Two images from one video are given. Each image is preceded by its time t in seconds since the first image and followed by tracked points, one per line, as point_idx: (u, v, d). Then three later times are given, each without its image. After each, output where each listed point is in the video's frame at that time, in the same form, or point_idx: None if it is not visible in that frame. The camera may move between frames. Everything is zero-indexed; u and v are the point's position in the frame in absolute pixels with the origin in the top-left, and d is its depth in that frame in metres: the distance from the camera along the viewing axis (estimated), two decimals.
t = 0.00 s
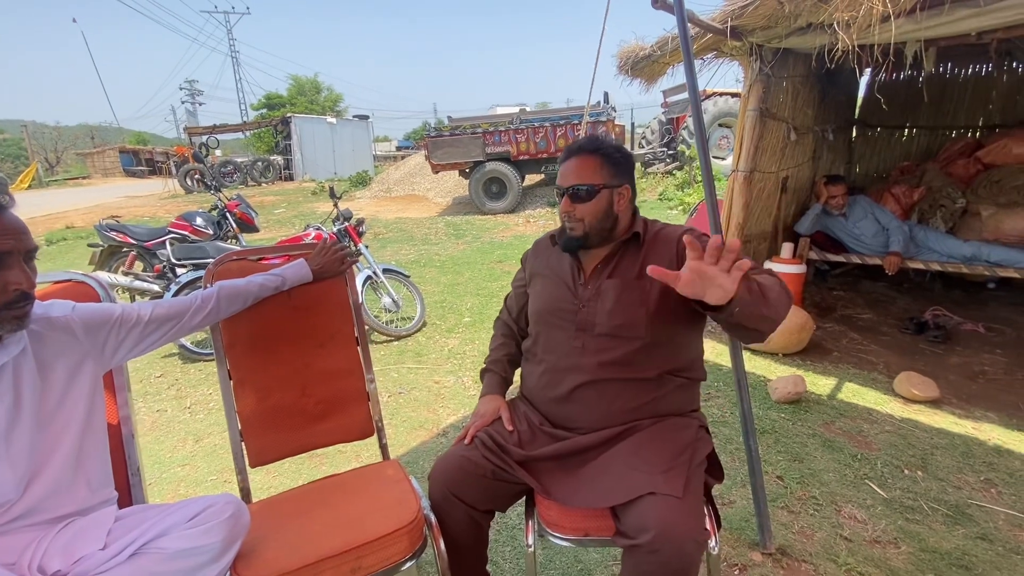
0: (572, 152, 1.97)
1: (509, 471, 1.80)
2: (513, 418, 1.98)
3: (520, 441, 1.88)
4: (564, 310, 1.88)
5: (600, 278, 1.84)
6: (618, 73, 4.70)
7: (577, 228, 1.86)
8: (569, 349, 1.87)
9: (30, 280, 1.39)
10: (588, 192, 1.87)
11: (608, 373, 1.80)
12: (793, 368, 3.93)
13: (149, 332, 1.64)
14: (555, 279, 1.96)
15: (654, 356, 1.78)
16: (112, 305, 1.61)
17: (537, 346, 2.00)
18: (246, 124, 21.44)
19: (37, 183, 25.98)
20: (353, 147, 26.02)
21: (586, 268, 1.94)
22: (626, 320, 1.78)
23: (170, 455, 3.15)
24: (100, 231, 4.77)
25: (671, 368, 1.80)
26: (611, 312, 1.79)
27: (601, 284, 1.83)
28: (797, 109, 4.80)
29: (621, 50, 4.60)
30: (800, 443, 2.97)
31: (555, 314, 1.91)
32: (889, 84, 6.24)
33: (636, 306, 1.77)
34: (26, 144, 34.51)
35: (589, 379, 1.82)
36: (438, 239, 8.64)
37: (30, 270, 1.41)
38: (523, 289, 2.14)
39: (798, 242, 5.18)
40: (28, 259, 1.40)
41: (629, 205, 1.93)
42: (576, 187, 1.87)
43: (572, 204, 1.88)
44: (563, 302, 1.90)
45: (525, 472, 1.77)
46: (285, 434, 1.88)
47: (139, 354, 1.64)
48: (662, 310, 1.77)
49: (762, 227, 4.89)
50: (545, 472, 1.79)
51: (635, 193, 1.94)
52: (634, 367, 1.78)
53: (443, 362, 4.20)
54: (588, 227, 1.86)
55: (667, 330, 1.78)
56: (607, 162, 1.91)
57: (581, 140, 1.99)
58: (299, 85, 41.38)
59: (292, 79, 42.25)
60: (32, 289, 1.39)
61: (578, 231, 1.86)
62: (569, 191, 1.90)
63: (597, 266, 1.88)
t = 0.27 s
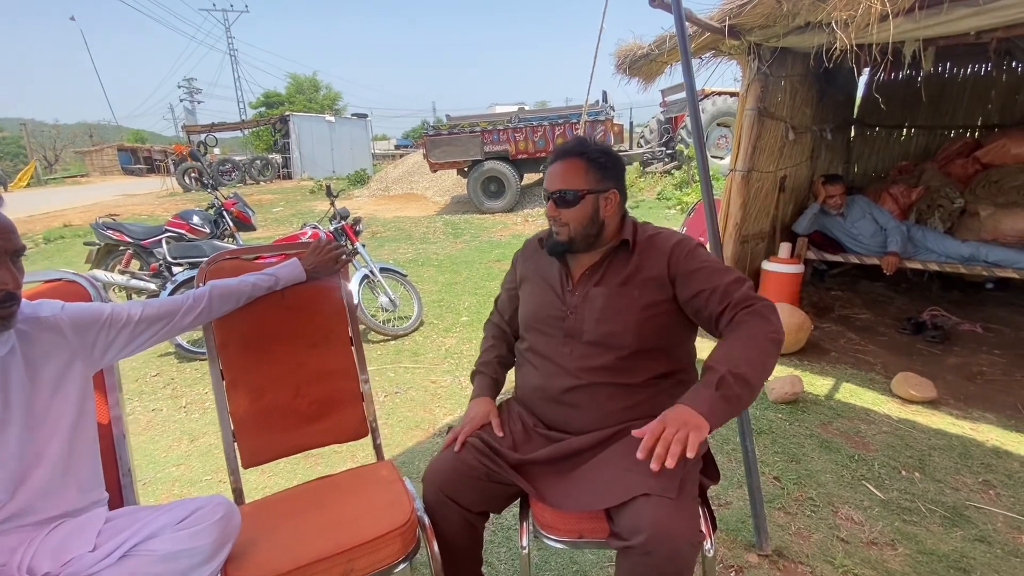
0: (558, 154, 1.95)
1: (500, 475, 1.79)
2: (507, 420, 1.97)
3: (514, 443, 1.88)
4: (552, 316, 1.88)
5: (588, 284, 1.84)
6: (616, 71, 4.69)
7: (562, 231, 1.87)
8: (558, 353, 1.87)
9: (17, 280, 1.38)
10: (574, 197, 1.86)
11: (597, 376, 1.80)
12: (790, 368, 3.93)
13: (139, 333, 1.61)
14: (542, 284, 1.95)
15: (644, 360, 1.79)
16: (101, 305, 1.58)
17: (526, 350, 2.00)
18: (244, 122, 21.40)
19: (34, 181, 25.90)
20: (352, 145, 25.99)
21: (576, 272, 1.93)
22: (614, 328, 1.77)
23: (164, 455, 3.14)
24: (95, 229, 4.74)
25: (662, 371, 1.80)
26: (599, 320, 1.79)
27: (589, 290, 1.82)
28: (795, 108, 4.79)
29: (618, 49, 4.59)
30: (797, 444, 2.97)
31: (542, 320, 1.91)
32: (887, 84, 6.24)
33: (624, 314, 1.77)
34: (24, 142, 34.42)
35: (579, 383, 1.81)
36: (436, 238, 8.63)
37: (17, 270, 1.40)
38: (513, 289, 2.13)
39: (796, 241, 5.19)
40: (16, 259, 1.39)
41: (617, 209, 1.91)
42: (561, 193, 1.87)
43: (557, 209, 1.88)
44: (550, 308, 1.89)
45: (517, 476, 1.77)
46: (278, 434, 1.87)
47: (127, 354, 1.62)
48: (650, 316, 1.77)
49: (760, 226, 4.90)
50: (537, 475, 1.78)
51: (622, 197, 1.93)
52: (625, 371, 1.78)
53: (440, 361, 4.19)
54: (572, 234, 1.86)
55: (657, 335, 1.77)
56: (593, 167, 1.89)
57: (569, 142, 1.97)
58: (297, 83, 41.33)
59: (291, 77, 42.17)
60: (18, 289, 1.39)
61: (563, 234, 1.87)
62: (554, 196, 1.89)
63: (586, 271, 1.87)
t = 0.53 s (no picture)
0: (551, 152, 1.90)
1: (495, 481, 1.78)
2: (501, 421, 1.96)
3: (510, 445, 1.87)
4: (547, 326, 1.85)
5: (583, 293, 1.80)
6: (617, 69, 4.68)
7: (553, 233, 1.83)
8: (554, 364, 1.85)
9: (5, 279, 1.37)
10: (566, 198, 1.82)
11: (593, 389, 1.79)
12: (791, 368, 3.92)
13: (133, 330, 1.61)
14: (536, 291, 1.90)
15: (640, 369, 1.77)
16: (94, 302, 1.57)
17: (522, 359, 1.98)
18: (245, 120, 21.39)
19: (34, 178, 25.88)
20: (352, 144, 25.98)
21: (571, 277, 1.89)
22: (609, 342, 1.74)
23: (161, 453, 3.13)
24: (94, 226, 4.77)
25: (659, 378, 1.78)
26: (593, 333, 1.76)
27: (583, 301, 1.78)
28: (797, 108, 4.79)
29: (619, 46, 4.57)
30: (797, 444, 2.96)
31: (538, 331, 1.88)
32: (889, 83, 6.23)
33: (619, 329, 1.74)
34: (24, 139, 34.42)
35: (574, 392, 1.81)
36: (436, 237, 8.62)
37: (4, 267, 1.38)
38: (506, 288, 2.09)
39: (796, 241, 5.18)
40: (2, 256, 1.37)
41: (611, 209, 1.86)
42: (552, 193, 1.83)
43: (549, 209, 1.84)
44: (546, 319, 1.85)
45: (511, 480, 1.76)
46: (273, 433, 1.86)
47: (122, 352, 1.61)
48: (646, 330, 1.74)
49: (761, 225, 4.89)
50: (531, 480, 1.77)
51: (617, 197, 1.88)
52: (619, 384, 1.77)
53: (439, 360, 4.18)
54: (564, 236, 1.82)
55: (653, 347, 1.75)
56: (586, 164, 1.84)
57: (561, 140, 1.92)
58: (298, 81, 41.36)
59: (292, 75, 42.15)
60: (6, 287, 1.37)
61: (554, 236, 1.83)
62: (545, 195, 1.85)
63: (581, 279, 1.83)
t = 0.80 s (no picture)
0: (538, 146, 1.81)
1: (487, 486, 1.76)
2: (494, 423, 1.94)
3: (503, 448, 1.85)
4: (532, 336, 1.80)
5: (566, 302, 1.73)
6: (621, 67, 4.65)
7: (538, 233, 1.76)
8: (539, 375, 1.81)
9: None
10: (550, 196, 1.73)
11: (579, 402, 1.75)
12: (793, 369, 3.89)
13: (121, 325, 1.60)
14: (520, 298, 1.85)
15: (626, 379, 1.71)
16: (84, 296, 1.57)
17: (509, 366, 1.93)
18: (250, 117, 21.44)
19: (41, 174, 26.00)
20: (357, 142, 26.02)
21: (557, 281, 1.83)
22: (593, 354, 1.69)
23: (159, 449, 3.13)
24: (97, 221, 4.76)
25: (648, 384, 1.72)
26: (576, 346, 1.70)
27: (566, 310, 1.72)
28: (803, 107, 4.76)
29: (623, 44, 4.55)
30: (799, 446, 2.93)
31: (523, 341, 1.84)
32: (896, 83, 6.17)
33: (600, 341, 1.68)
34: (31, 135, 34.59)
35: (559, 403, 1.77)
36: (439, 235, 8.62)
37: None
38: (494, 287, 2.00)
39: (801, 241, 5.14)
40: None
41: (599, 209, 1.77)
42: (537, 191, 1.75)
43: (533, 208, 1.76)
44: (530, 328, 1.81)
45: (499, 487, 1.76)
46: (266, 429, 1.85)
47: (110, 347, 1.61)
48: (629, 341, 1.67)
49: (765, 225, 4.86)
50: (521, 485, 1.76)
51: (606, 196, 1.78)
52: (604, 398, 1.73)
53: (439, 358, 4.17)
54: (547, 237, 1.74)
55: (637, 358, 1.69)
56: (572, 162, 1.75)
57: (548, 133, 1.83)
58: (303, 79, 41.45)
59: (297, 73, 42.24)
60: None
61: (538, 238, 1.76)
62: (529, 193, 1.77)
63: (565, 285, 1.76)
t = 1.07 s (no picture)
0: (512, 150, 1.76)
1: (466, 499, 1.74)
2: (477, 431, 1.91)
3: (485, 456, 1.84)
4: (506, 350, 1.77)
5: (538, 316, 1.69)
6: (624, 66, 4.62)
7: (511, 241, 1.73)
8: (515, 389, 1.78)
9: None
10: (523, 203, 1.69)
11: (554, 419, 1.71)
12: (794, 375, 3.84)
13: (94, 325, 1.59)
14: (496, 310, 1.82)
15: (601, 396, 1.66)
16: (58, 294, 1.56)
17: (487, 380, 1.90)
18: (259, 116, 21.53)
19: (52, 171, 26.22)
20: (365, 141, 26.08)
21: (533, 292, 1.79)
22: (565, 370, 1.64)
23: (152, 447, 3.13)
24: (101, 218, 4.83)
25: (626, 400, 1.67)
26: (547, 362, 1.65)
27: (538, 324, 1.68)
28: (810, 108, 4.71)
29: (626, 43, 4.51)
30: (798, 454, 2.89)
31: (498, 356, 1.80)
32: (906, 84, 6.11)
33: (571, 358, 1.63)
34: (43, 132, 34.93)
35: (535, 418, 1.73)
36: (443, 235, 8.61)
37: None
38: (472, 292, 1.98)
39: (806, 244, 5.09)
40: None
41: (575, 218, 1.72)
42: (509, 198, 1.71)
43: (506, 215, 1.72)
44: (504, 343, 1.77)
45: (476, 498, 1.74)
46: (248, 431, 1.84)
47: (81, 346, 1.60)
48: (601, 357, 1.62)
49: (770, 227, 4.80)
50: (501, 496, 1.74)
51: (582, 204, 1.73)
52: (579, 416, 1.68)
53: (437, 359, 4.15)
54: (520, 246, 1.71)
55: (612, 374, 1.64)
56: (546, 168, 1.70)
57: (524, 135, 1.77)
58: (313, 78, 41.61)
59: (307, 72, 42.41)
60: None
61: (512, 245, 1.73)
62: (503, 198, 1.73)
63: (538, 297, 1.72)
